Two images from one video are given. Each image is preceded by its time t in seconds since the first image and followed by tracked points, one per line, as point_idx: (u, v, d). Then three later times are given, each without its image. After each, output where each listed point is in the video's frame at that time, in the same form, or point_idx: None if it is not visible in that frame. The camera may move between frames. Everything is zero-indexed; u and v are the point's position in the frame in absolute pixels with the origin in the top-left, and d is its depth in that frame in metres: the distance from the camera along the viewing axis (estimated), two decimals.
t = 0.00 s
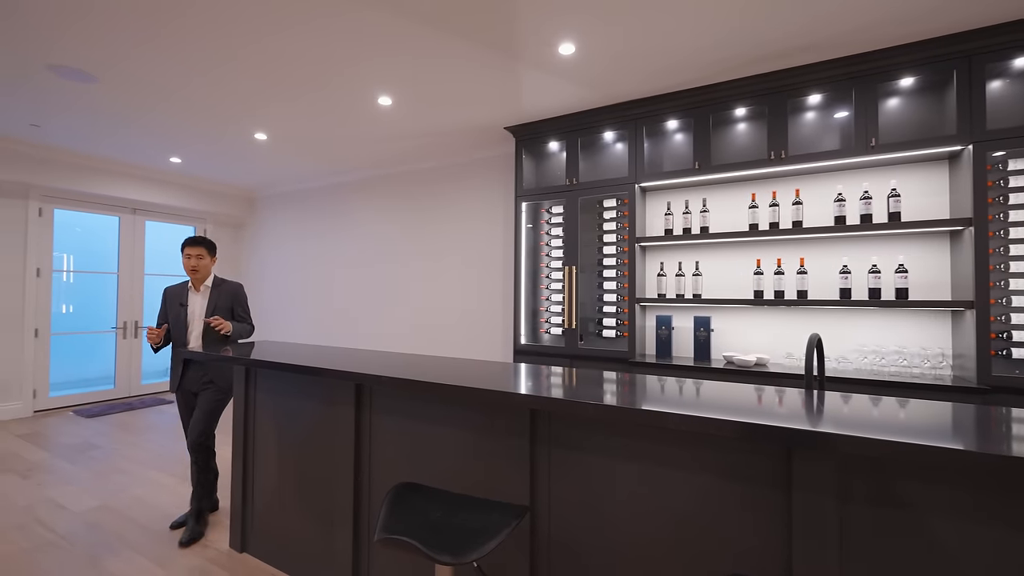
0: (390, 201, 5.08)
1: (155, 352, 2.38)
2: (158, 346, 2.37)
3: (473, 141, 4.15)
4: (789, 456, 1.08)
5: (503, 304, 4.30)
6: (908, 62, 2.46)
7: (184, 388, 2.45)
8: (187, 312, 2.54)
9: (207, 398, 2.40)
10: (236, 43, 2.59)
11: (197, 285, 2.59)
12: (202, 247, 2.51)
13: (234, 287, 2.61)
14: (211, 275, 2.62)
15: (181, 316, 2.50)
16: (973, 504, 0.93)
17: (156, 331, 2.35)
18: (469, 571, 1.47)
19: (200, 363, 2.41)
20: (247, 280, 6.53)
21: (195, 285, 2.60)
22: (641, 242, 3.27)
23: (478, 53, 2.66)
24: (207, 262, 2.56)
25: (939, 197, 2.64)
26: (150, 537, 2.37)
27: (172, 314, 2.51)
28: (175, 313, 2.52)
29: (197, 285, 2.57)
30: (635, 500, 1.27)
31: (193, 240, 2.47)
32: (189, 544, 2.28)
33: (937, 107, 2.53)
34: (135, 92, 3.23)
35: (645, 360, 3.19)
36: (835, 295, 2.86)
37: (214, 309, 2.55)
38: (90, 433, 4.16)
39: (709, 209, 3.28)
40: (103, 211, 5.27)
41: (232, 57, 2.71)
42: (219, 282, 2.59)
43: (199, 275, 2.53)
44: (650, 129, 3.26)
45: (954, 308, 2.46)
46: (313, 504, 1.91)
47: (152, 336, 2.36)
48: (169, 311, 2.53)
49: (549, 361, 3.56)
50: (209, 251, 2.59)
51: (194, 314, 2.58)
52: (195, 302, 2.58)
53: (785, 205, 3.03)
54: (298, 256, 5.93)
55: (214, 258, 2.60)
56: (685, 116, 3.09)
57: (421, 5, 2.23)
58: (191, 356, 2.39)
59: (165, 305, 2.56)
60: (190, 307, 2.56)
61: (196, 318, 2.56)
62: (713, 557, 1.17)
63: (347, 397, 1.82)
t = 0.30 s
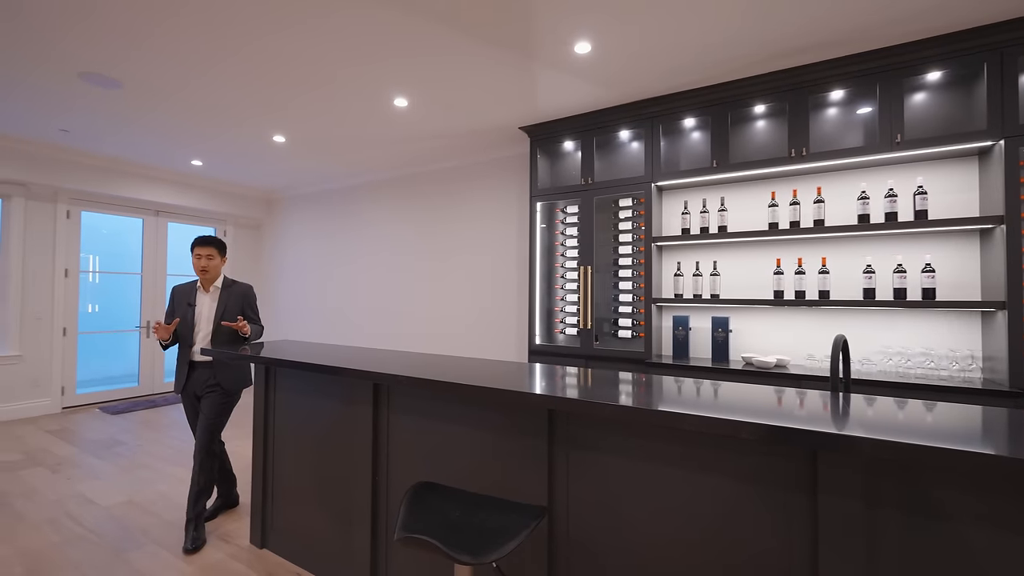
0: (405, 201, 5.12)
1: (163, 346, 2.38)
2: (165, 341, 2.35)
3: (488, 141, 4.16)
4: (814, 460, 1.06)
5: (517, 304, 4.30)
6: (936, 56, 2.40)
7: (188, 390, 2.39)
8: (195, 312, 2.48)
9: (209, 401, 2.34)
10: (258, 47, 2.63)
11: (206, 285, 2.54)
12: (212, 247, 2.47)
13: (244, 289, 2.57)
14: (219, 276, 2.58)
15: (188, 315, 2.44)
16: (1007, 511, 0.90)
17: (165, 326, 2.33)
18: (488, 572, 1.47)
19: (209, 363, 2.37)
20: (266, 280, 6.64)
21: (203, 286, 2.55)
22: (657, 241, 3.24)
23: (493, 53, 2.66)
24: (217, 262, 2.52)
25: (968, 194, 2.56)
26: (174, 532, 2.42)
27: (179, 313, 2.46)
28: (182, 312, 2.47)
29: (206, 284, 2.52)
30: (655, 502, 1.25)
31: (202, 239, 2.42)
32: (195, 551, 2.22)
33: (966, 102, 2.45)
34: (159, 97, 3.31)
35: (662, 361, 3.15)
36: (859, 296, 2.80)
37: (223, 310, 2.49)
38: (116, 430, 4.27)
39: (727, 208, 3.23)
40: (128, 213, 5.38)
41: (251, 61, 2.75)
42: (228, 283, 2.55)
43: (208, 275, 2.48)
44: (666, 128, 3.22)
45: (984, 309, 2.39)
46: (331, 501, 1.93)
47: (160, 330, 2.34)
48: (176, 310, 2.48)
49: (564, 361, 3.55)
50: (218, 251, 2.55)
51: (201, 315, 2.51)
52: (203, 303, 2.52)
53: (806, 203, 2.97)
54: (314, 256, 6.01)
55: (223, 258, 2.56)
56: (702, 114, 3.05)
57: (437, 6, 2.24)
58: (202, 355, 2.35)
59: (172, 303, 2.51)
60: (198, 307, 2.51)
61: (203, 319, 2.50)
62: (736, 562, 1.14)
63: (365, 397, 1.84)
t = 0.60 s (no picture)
0: (421, 202, 5.15)
1: (177, 344, 2.35)
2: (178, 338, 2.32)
3: (503, 141, 4.16)
4: (843, 464, 1.04)
5: (533, 304, 4.29)
6: (967, 47, 2.32)
7: (197, 391, 2.37)
8: (210, 310, 2.46)
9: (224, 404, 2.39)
10: (280, 52, 2.68)
11: (221, 285, 2.53)
12: (229, 245, 2.48)
13: (259, 288, 2.57)
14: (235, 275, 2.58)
15: (203, 314, 2.43)
16: None
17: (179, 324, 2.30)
18: (508, 572, 1.47)
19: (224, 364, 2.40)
20: (284, 280, 6.74)
21: (218, 285, 2.55)
22: (675, 240, 3.21)
23: (510, 52, 2.66)
24: (233, 261, 2.52)
25: (1001, 191, 2.47)
26: (198, 527, 2.47)
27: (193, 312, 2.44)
28: (196, 310, 2.45)
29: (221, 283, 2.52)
30: (677, 504, 1.24)
31: (219, 237, 2.42)
32: (218, 546, 2.26)
33: (1000, 94, 2.36)
34: (182, 101, 3.38)
35: (679, 362, 3.11)
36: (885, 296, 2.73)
37: (238, 310, 2.48)
38: (141, 426, 4.38)
39: (747, 206, 3.18)
40: (152, 215, 5.53)
41: (271, 63, 2.80)
42: (243, 283, 2.55)
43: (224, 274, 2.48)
44: (684, 125, 3.18)
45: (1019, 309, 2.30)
46: (351, 499, 1.95)
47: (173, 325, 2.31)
48: (190, 309, 2.45)
49: (580, 361, 3.53)
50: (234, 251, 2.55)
51: (215, 315, 2.49)
52: (218, 302, 2.51)
53: (830, 201, 2.91)
54: (331, 257, 6.09)
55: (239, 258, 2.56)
56: (721, 111, 3.01)
57: (454, 6, 2.24)
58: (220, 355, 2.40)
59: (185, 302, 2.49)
60: (213, 306, 2.49)
61: (217, 318, 2.47)
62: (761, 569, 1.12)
63: (383, 396, 1.86)
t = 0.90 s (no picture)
0: (436, 202, 5.18)
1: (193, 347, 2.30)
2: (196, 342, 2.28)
3: (518, 141, 4.16)
4: (869, 468, 1.01)
5: (547, 304, 4.29)
6: (996, 40, 2.25)
7: (211, 392, 2.34)
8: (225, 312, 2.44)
9: (241, 404, 2.39)
10: (298, 56, 2.73)
11: (235, 287, 2.50)
12: (245, 247, 2.46)
13: (272, 290, 2.60)
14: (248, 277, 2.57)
15: (219, 316, 2.40)
16: None
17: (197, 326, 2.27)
18: (525, 572, 1.47)
19: (238, 363, 2.41)
20: (301, 280, 6.84)
21: (232, 287, 2.52)
22: (691, 240, 3.17)
23: (525, 52, 2.66)
24: (248, 262, 2.50)
25: None
26: (219, 523, 2.52)
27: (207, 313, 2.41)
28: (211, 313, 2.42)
29: (235, 284, 2.49)
30: (697, 508, 1.22)
31: (235, 239, 2.40)
32: (239, 541, 2.30)
33: None
34: (203, 106, 3.46)
35: (696, 362, 3.08)
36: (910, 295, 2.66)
37: (255, 313, 2.50)
38: (164, 424, 4.49)
39: (765, 205, 3.13)
40: (174, 217, 5.67)
41: (289, 67, 2.84)
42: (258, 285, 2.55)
43: (240, 277, 2.46)
44: (700, 123, 3.15)
45: None
46: (368, 497, 1.97)
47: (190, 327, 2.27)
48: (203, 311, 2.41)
49: (595, 362, 3.51)
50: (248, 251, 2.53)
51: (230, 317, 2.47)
52: (232, 304, 2.49)
53: (851, 198, 2.85)
54: (348, 257, 6.16)
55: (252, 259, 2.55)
56: (738, 108, 2.97)
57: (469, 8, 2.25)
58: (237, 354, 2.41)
59: (197, 304, 2.43)
60: (227, 308, 2.46)
61: (233, 320, 2.46)
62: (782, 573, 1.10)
63: (400, 395, 1.87)
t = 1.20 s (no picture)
0: (451, 202, 5.21)
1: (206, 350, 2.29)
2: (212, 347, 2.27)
3: (533, 140, 4.16)
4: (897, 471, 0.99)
5: (562, 304, 4.27)
6: None
7: (221, 393, 2.35)
8: (234, 313, 2.44)
9: (252, 403, 2.41)
10: (315, 59, 2.76)
11: (244, 287, 2.50)
12: (252, 247, 2.49)
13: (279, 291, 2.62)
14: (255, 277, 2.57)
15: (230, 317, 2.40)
16: None
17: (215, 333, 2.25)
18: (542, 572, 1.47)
19: (245, 364, 2.43)
20: (319, 280, 6.94)
21: (239, 288, 2.51)
22: (709, 238, 3.13)
23: (540, 52, 2.65)
24: (256, 262, 2.52)
25: None
26: (239, 518, 2.57)
27: (216, 315, 2.41)
28: (221, 314, 2.41)
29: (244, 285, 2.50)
30: (717, 511, 1.21)
31: (244, 239, 2.43)
32: (259, 537, 2.34)
33: None
34: (223, 110, 3.53)
35: (713, 363, 3.04)
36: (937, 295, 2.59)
37: (264, 312, 2.49)
38: (187, 421, 4.59)
39: (785, 202, 3.07)
40: (196, 219, 5.80)
41: (307, 70, 2.88)
42: (266, 286, 2.55)
43: (249, 277, 2.47)
44: (718, 120, 3.10)
45: None
46: (385, 495, 1.99)
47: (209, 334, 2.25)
48: (212, 313, 2.40)
49: (610, 362, 3.49)
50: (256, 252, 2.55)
51: (240, 318, 2.46)
52: (241, 305, 2.48)
53: (875, 195, 2.78)
54: (364, 257, 6.23)
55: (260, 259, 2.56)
56: (757, 105, 2.92)
57: (484, 7, 2.25)
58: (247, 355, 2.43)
59: (205, 307, 2.42)
60: (236, 309, 2.46)
61: (243, 320, 2.45)
62: None
63: (417, 394, 1.89)
